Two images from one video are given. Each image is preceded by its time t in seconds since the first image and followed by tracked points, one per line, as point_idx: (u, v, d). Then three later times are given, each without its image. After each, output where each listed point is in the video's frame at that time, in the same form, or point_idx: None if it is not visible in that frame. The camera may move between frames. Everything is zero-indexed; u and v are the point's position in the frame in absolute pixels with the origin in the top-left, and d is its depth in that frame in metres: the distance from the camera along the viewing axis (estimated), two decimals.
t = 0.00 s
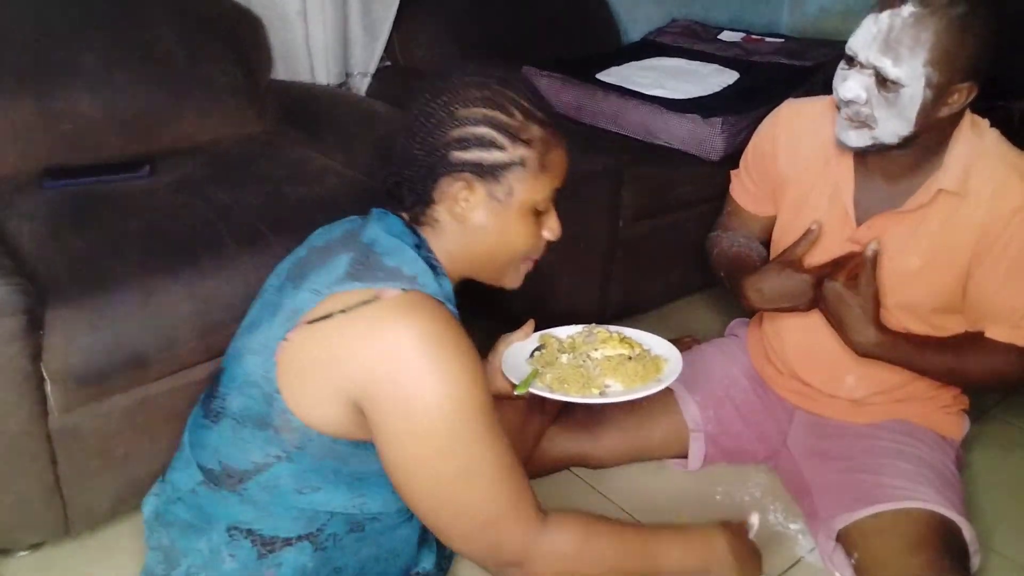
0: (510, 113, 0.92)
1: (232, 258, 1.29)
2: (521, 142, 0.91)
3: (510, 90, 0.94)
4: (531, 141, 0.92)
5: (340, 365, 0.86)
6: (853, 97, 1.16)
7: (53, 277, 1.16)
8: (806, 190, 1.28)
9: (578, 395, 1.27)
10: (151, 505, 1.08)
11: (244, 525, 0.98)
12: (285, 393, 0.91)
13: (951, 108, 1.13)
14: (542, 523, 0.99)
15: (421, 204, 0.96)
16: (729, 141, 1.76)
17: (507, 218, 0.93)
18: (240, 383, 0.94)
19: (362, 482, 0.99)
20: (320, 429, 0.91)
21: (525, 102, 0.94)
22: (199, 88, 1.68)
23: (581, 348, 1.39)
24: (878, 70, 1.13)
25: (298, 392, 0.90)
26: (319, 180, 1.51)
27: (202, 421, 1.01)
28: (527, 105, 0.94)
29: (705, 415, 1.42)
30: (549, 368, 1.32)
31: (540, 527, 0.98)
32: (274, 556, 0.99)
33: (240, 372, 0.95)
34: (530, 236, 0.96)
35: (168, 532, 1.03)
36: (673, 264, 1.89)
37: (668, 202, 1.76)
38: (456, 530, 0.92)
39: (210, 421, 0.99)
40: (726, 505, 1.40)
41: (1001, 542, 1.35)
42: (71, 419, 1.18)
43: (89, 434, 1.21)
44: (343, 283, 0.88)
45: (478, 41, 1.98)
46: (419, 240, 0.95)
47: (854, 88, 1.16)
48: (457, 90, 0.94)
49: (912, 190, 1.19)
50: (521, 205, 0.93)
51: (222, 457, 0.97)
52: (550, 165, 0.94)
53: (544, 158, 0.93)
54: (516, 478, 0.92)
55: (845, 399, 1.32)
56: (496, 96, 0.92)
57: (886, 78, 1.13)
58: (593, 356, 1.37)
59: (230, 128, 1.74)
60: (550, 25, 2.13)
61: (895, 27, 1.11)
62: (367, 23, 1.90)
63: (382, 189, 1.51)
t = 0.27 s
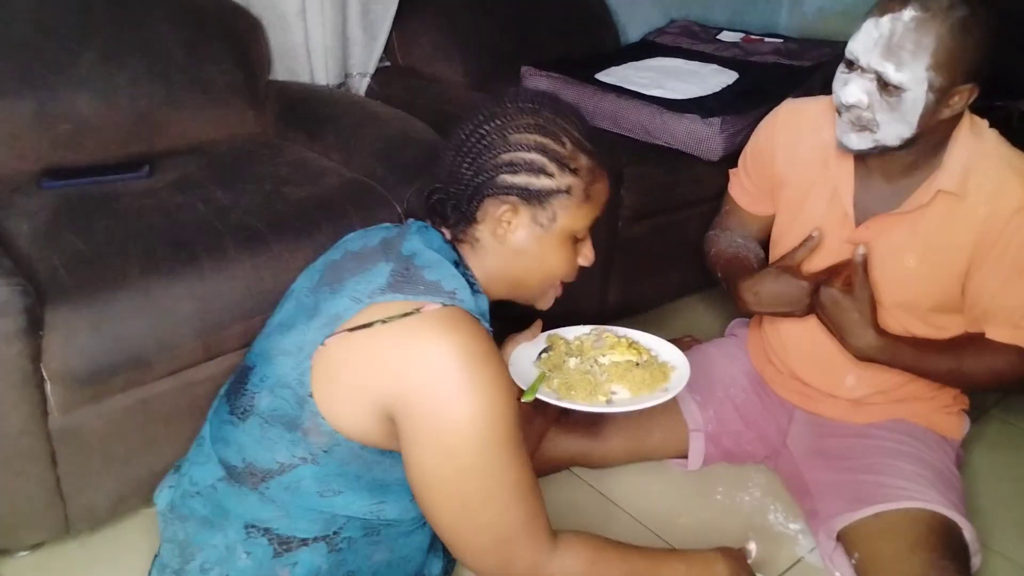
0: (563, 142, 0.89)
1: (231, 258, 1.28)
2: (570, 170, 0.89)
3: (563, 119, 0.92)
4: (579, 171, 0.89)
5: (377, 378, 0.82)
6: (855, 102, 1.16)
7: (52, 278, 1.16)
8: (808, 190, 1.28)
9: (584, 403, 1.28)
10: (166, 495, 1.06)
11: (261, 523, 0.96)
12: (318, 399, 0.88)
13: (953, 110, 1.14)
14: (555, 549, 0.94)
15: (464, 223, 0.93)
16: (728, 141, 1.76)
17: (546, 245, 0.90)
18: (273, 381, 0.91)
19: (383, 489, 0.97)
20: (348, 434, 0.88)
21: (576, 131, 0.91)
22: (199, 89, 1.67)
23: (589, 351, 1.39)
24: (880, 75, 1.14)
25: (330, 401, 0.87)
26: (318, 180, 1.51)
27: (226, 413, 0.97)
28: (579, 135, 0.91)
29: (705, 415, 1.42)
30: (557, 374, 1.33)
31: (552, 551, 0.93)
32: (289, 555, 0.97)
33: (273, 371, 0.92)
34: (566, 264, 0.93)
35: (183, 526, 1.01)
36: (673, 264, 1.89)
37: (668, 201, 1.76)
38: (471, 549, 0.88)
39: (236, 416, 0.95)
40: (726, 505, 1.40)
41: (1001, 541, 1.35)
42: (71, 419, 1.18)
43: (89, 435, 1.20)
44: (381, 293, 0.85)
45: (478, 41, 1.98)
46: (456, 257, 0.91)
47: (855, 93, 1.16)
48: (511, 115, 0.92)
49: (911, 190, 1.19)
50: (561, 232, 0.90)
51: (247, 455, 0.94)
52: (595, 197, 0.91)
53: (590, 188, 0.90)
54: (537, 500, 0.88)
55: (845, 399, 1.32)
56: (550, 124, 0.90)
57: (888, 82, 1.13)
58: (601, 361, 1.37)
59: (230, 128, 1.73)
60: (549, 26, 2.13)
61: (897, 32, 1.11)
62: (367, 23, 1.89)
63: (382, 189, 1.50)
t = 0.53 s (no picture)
0: (574, 148, 0.89)
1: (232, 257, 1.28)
2: (583, 176, 0.89)
3: (573, 123, 0.91)
4: (591, 177, 0.89)
5: (385, 378, 0.81)
6: (895, 144, 1.14)
7: (53, 277, 1.16)
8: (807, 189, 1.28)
9: (585, 403, 1.28)
10: (167, 494, 1.05)
11: (266, 520, 0.96)
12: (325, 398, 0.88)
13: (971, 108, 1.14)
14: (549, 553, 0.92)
15: (477, 233, 0.91)
16: (729, 141, 1.76)
17: (559, 248, 0.90)
18: (279, 381, 0.91)
19: (390, 490, 0.96)
20: (356, 434, 0.88)
21: (587, 137, 0.91)
22: (200, 88, 1.67)
23: (590, 350, 1.39)
24: (915, 114, 1.12)
25: (338, 401, 0.87)
26: (318, 180, 1.51)
27: (231, 411, 0.97)
28: (588, 141, 0.91)
29: (705, 415, 1.41)
30: (558, 373, 1.33)
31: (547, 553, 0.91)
32: (294, 552, 0.97)
33: (280, 371, 0.91)
34: (575, 266, 0.94)
35: (187, 524, 1.00)
36: (674, 264, 1.89)
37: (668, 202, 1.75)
38: (468, 552, 0.86)
39: (242, 415, 0.95)
40: (727, 505, 1.40)
41: (1002, 540, 1.35)
42: (72, 418, 1.18)
43: (89, 433, 1.20)
44: (389, 294, 0.85)
45: (479, 41, 1.98)
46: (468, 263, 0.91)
47: (892, 136, 1.14)
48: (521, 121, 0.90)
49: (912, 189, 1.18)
50: (573, 236, 0.90)
51: (253, 453, 0.93)
52: (604, 200, 0.92)
53: (600, 194, 0.90)
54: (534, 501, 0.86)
55: (846, 398, 1.32)
56: (560, 129, 0.89)
57: (925, 118, 1.12)
58: (602, 360, 1.38)
59: (230, 128, 1.73)
60: (550, 25, 2.13)
61: (925, 71, 1.10)
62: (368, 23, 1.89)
63: (383, 189, 1.50)
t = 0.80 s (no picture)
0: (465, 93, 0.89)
1: (233, 257, 1.28)
2: (484, 112, 0.88)
3: (441, 71, 0.90)
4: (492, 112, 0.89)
5: (329, 360, 0.81)
6: (893, 149, 1.14)
7: (54, 277, 1.16)
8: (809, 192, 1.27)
9: (583, 401, 1.27)
10: (150, 504, 1.06)
11: (240, 521, 0.96)
12: (274, 389, 0.88)
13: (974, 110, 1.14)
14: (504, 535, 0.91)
15: (414, 213, 0.89)
16: (730, 141, 1.76)
17: (497, 189, 0.89)
18: (231, 380, 0.92)
19: (355, 477, 0.95)
20: (308, 422, 0.88)
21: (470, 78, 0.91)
22: (200, 88, 1.67)
23: (586, 350, 1.39)
24: (914, 120, 1.12)
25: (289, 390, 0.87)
26: (319, 180, 1.51)
27: (195, 418, 0.99)
28: (473, 80, 0.91)
29: (706, 415, 1.41)
30: (555, 372, 1.33)
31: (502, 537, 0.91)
32: (271, 551, 0.97)
33: (230, 368, 0.93)
34: (524, 194, 0.93)
35: (166, 532, 1.01)
36: (674, 264, 1.89)
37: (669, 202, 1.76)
38: (420, 532, 0.86)
39: (204, 418, 0.96)
40: (728, 505, 1.40)
41: (1002, 541, 1.35)
42: (72, 418, 1.18)
43: (89, 433, 1.20)
44: (330, 278, 0.85)
45: (479, 41, 1.98)
46: (412, 238, 0.90)
47: (891, 141, 1.14)
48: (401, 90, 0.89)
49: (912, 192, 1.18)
50: (505, 171, 0.89)
51: (215, 455, 0.95)
52: (514, 126, 0.91)
53: (508, 123, 0.90)
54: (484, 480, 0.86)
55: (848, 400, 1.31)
56: (444, 81, 0.88)
57: (922, 123, 1.12)
58: (598, 359, 1.37)
59: (231, 127, 1.73)
60: (551, 25, 2.13)
61: (923, 77, 1.10)
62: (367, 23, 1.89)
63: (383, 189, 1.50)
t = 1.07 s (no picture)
0: (363, 59, 0.90)
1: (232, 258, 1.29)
2: (388, 79, 0.91)
3: (342, 36, 0.92)
4: (395, 75, 0.92)
5: (272, 342, 0.85)
6: (891, 150, 1.14)
7: (54, 277, 1.16)
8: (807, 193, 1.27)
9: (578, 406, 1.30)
10: (127, 519, 1.11)
11: (209, 527, 1.01)
12: (216, 386, 0.92)
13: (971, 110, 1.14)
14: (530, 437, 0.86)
15: (330, 188, 0.95)
16: (730, 140, 1.76)
17: (412, 153, 0.95)
18: (176, 387, 0.96)
19: (315, 468, 0.99)
20: (257, 416, 0.92)
21: (369, 41, 0.92)
22: (200, 87, 1.67)
23: (579, 354, 1.42)
24: (912, 120, 1.12)
25: (227, 382, 0.91)
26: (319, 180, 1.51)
27: (157, 433, 1.04)
28: (372, 42, 0.92)
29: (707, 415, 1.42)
30: (548, 377, 1.36)
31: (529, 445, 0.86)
32: (244, 554, 1.01)
33: (175, 378, 0.97)
34: (441, 156, 0.99)
35: (140, 544, 1.05)
36: (674, 264, 1.89)
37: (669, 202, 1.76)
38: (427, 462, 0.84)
39: (162, 430, 1.01)
40: (727, 505, 1.41)
41: (1001, 542, 1.35)
42: (72, 418, 1.18)
43: (89, 433, 1.20)
44: (255, 265, 0.90)
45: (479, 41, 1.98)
46: (330, 215, 0.95)
47: (889, 142, 1.14)
48: (298, 65, 0.90)
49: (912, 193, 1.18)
50: (416, 133, 0.94)
51: (177, 464, 0.99)
52: (423, 85, 0.95)
53: (414, 83, 0.93)
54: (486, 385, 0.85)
55: (845, 400, 1.31)
56: (341, 49, 0.90)
57: (920, 124, 1.13)
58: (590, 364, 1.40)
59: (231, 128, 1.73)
60: (550, 25, 2.13)
61: (920, 77, 1.11)
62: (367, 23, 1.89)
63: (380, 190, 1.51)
